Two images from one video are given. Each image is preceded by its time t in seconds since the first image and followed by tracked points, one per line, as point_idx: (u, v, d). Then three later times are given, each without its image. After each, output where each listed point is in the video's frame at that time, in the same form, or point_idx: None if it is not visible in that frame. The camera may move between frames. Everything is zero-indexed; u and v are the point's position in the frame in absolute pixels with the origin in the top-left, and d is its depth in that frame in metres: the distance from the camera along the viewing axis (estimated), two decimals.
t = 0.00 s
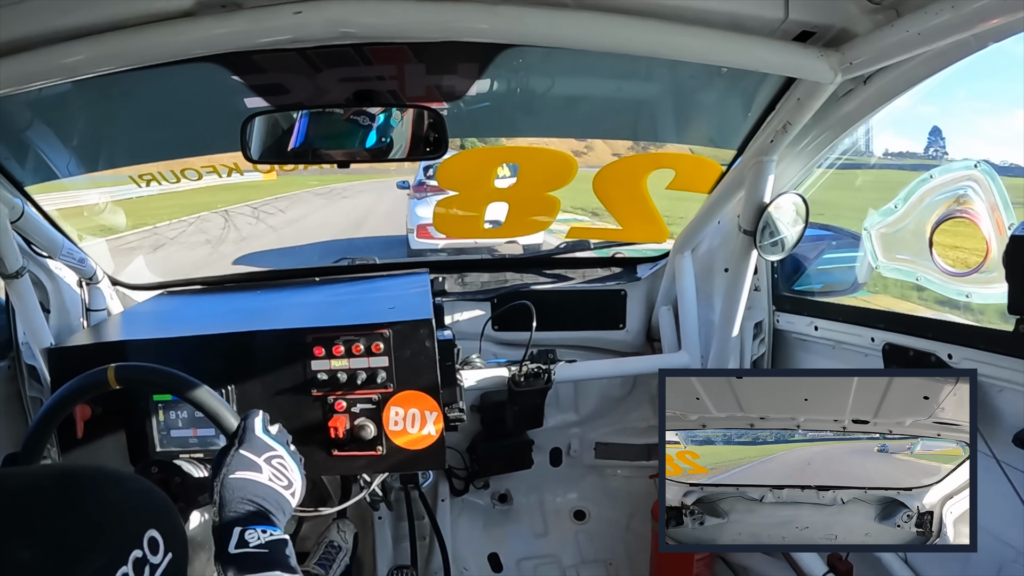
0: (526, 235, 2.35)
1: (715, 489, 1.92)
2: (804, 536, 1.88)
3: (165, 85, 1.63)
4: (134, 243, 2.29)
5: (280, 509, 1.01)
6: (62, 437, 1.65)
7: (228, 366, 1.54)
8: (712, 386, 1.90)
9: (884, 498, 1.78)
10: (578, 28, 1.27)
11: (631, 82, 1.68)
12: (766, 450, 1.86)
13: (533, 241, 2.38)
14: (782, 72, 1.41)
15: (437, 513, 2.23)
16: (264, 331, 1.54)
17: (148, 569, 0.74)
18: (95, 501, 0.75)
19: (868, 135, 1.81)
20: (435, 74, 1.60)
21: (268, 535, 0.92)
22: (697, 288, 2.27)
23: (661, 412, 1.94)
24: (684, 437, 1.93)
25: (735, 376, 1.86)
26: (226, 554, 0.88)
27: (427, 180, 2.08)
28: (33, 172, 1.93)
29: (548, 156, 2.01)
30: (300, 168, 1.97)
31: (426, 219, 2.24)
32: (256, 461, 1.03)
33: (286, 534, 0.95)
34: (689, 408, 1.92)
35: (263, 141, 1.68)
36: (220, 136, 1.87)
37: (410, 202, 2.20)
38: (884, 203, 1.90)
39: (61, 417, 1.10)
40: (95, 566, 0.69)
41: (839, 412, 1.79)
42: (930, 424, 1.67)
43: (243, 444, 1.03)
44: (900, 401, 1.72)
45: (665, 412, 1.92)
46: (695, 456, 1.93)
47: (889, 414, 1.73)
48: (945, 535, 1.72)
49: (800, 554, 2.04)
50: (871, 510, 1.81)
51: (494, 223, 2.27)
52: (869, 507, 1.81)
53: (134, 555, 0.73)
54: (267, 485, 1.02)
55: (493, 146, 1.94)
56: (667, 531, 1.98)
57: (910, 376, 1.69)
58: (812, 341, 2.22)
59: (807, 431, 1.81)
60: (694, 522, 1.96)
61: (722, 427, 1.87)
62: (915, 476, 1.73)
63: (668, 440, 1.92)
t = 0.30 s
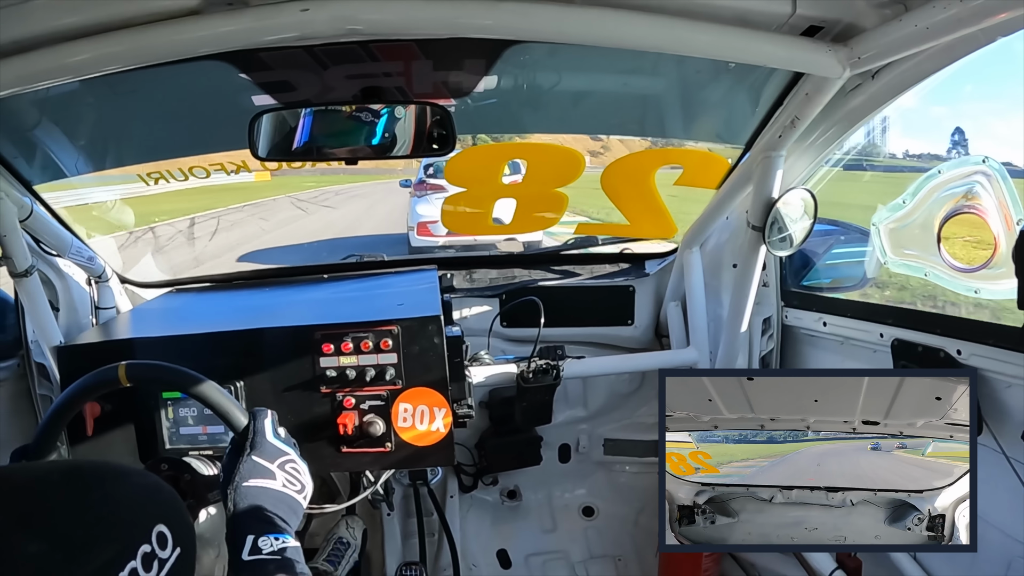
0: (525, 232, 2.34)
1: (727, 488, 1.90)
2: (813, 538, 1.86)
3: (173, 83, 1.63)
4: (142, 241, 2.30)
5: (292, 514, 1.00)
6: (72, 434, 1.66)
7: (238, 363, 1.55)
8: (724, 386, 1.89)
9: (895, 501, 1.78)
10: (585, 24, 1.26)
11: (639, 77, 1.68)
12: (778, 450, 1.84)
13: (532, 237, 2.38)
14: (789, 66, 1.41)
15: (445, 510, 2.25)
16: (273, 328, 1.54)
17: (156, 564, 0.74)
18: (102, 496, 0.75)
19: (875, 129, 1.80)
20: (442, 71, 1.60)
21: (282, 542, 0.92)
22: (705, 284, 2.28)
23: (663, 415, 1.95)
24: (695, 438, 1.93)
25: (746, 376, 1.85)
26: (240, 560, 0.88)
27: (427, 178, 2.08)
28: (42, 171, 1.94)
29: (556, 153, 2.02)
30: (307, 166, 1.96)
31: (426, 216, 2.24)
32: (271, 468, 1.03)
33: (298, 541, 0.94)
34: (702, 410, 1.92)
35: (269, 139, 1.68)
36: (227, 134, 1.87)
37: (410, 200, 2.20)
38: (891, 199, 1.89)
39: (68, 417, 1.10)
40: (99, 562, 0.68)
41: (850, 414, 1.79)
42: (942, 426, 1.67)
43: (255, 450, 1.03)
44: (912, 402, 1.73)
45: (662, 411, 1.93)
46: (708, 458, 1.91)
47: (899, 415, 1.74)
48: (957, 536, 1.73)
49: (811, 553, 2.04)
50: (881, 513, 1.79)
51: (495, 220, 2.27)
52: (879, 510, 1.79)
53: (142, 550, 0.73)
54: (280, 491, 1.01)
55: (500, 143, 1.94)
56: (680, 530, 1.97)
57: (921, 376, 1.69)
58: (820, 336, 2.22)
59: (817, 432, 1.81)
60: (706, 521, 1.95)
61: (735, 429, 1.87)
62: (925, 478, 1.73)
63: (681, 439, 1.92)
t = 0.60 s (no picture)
0: (525, 232, 2.36)
1: (734, 487, 1.89)
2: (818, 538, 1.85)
3: (183, 82, 1.64)
4: (153, 240, 2.31)
5: (300, 515, 1.02)
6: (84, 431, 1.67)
7: (248, 361, 1.55)
8: (730, 386, 1.86)
9: (901, 502, 1.77)
10: (595, 22, 1.26)
11: (648, 75, 1.68)
12: (785, 450, 1.83)
13: (531, 238, 2.39)
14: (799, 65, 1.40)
15: (454, 507, 2.25)
16: (283, 326, 1.55)
17: (165, 561, 0.76)
18: (112, 492, 0.76)
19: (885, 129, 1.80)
20: (452, 69, 1.60)
21: (293, 545, 0.93)
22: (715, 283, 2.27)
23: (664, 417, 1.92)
24: (702, 437, 1.89)
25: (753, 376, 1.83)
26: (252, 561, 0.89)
27: (429, 179, 2.09)
28: (52, 170, 1.95)
29: (565, 151, 2.01)
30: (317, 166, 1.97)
31: (427, 216, 2.25)
32: (282, 470, 1.03)
33: (308, 543, 0.96)
34: (709, 410, 1.88)
35: (280, 138, 1.68)
36: (237, 133, 1.88)
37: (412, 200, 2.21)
38: (902, 197, 1.88)
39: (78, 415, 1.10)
40: (101, 563, 0.69)
41: (855, 414, 1.77)
42: (950, 426, 1.67)
43: (267, 452, 1.03)
44: (919, 402, 1.72)
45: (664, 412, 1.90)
46: (714, 457, 1.89)
47: (906, 415, 1.72)
48: (962, 536, 1.72)
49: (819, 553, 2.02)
50: (887, 513, 1.79)
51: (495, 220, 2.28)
52: (885, 510, 1.79)
53: (152, 546, 0.75)
54: (291, 493, 1.02)
55: (509, 141, 1.94)
56: (687, 528, 1.94)
57: (928, 377, 1.68)
58: (830, 335, 2.21)
59: (822, 432, 1.79)
60: (713, 520, 1.92)
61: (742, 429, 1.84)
62: (932, 479, 1.72)
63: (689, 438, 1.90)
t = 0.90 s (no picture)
0: (536, 233, 2.36)
1: (736, 486, 1.86)
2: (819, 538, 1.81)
3: (195, 82, 1.64)
4: (163, 239, 2.32)
5: (309, 528, 1.00)
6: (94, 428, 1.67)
7: (257, 360, 1.55)
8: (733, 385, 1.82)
9: (903, 501, 1.74)
10: (605, 23, 1.26)
11: (659, 77, 1.67)
12: (786, 450, 1.80)
13: (541, 239, 2.40)
14: (810, 67, 1.40)
15: (462, 509, 2.25)
16: (293, 326, 1.55)
17: (173, 559, 0.72)
18: (114, 492, 0.74)
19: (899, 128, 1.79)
20: (463, 71, 1.60)
21: (302, 555, 0.93)
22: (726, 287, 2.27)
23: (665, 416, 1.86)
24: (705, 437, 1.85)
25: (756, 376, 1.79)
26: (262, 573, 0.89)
27: (440, 179, 2.09)
28: (63, 169, 1.96)
29: (575, 154, 2.01)
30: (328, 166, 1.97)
31: (438, 216, 2.25)
32: (295, 482, 1.04)
33: (317, 555, 0.95)
34: (712, 410, 1.84)
35: (291, 137, 1.69)
36: (248, 134, 1.88)
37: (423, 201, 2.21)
38: (914, 201, 1.87)
39: (89, 409, 1.12)
40: (104, 563, 0.65)
41: (858, 413, 1.74)
42: (954, 425, 1.65)
43: (281, 463, 1.04)
44: (920, 402, 1.69)
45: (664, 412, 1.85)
46: (717, 457, 1.85)
47: (908, 414, 1.69)
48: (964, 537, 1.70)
49: (825, 554, 2.02)
50: (889, 513, 1.75)
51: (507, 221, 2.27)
52: (888, 510, 1.76)
53: (159, 544, 0.71)
54: (302, 505, 1.02)
55: (520, 143, 1.94)
56: (690, 527, 1.89)
57: (930, 376, 1.65)
58: (840, 339, 2.20)
59: (826, 431, 1.76)
60: (715, 519, 1.87)
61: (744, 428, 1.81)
62: (935, 479, 1.69)
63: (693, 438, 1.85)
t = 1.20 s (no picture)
0: (553, 233, 2.35)
1: (736, 487, 1.82)
2: (819, 538, 1.78)
3: (211, 82, 1.65)
4: (178, 237, 2.33)
5: (321, 532, 1.02)
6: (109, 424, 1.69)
7: (270, 359, 1.55)
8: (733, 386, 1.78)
9: (904, 500, 1.71)
10: (619, 23, 1.26)
11: (673, 77, 1.67)
12: (787, 451, 1.76)
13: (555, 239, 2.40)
14: (824, 67, 1.38)
15: (476, 507, 2.25)
16: (307, 325, 1.55)
17: (184, 555, 0.75)
18: (128, 489, 0.75)
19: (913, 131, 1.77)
20: (478, 70, 1.60)
21: (313, 562, 0.96)
22: (740, 288, 2.26)
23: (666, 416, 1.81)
24: (706, 438, 1.80)
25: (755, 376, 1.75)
26: None
27: (458, 178, 2.09)
28: (79, 167, 1.97)
29: (589, 153, 2.01)
30: (343, 166, 1.98)
31: (456, 215, 2.24)
32: (310, 490, 1.03)
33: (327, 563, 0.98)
34: (713, 410, 1.79)
35: (306, 136, 1.70)
36: (263, 133, 1.89)
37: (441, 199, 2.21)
38: (930, 201, 1.85)
39: (100, 410, 1.11)
40: (115, 560, 0.67)
41: (858, 412, 1.71)
42: (954, 425, 1.64)
43: (297, 471, 1.03)
44: (922, 401, 1.66)
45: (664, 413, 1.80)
46: (717, 457, 1.81)
47: (908, 413, 1.66)
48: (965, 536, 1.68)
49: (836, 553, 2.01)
50: (890, 512, 1.72)
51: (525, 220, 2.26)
52: (888, 509, 1.73)
53: (169, 540, 0.74)
54: (316, 513, 1.02)
55: (535, 143, 1.94)
56: (691, 528, 1.84)
57: (932, 377, 1.63)
58: (854, 341, 2.19)
59: (825, 431, 1.73)
60: (716, 520, 1.83)
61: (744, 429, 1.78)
62: (935, 477, 1.67)
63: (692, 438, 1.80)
